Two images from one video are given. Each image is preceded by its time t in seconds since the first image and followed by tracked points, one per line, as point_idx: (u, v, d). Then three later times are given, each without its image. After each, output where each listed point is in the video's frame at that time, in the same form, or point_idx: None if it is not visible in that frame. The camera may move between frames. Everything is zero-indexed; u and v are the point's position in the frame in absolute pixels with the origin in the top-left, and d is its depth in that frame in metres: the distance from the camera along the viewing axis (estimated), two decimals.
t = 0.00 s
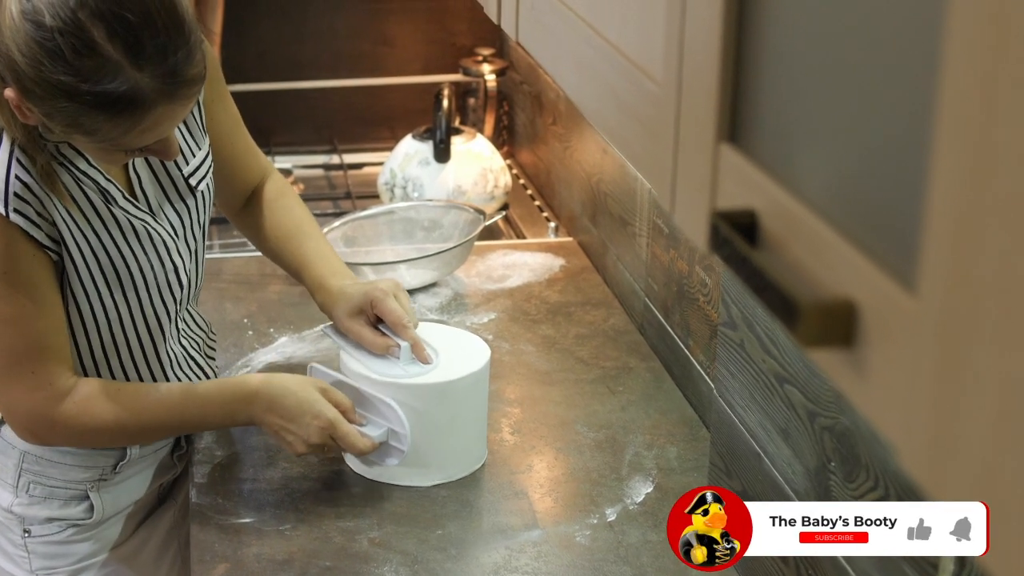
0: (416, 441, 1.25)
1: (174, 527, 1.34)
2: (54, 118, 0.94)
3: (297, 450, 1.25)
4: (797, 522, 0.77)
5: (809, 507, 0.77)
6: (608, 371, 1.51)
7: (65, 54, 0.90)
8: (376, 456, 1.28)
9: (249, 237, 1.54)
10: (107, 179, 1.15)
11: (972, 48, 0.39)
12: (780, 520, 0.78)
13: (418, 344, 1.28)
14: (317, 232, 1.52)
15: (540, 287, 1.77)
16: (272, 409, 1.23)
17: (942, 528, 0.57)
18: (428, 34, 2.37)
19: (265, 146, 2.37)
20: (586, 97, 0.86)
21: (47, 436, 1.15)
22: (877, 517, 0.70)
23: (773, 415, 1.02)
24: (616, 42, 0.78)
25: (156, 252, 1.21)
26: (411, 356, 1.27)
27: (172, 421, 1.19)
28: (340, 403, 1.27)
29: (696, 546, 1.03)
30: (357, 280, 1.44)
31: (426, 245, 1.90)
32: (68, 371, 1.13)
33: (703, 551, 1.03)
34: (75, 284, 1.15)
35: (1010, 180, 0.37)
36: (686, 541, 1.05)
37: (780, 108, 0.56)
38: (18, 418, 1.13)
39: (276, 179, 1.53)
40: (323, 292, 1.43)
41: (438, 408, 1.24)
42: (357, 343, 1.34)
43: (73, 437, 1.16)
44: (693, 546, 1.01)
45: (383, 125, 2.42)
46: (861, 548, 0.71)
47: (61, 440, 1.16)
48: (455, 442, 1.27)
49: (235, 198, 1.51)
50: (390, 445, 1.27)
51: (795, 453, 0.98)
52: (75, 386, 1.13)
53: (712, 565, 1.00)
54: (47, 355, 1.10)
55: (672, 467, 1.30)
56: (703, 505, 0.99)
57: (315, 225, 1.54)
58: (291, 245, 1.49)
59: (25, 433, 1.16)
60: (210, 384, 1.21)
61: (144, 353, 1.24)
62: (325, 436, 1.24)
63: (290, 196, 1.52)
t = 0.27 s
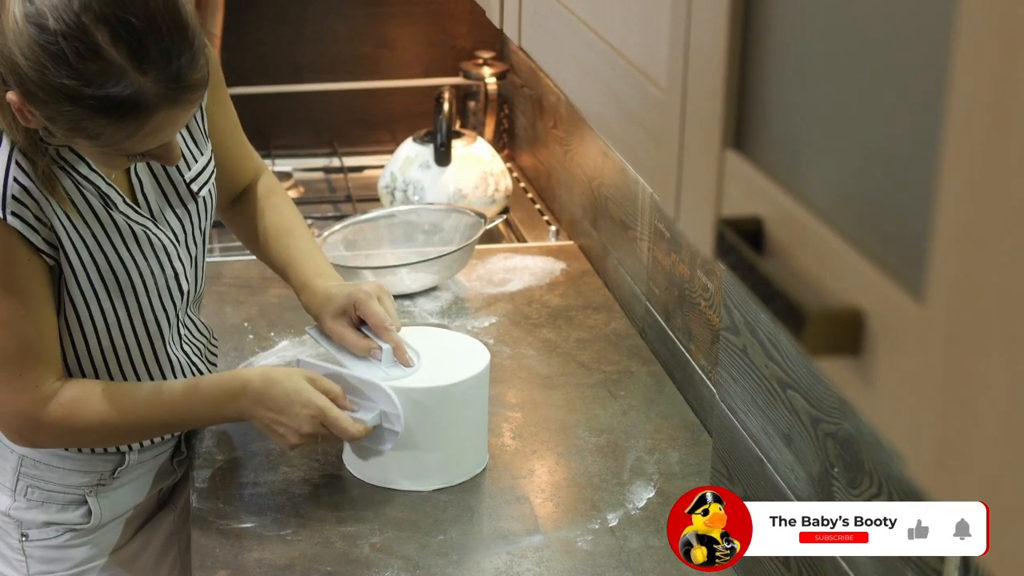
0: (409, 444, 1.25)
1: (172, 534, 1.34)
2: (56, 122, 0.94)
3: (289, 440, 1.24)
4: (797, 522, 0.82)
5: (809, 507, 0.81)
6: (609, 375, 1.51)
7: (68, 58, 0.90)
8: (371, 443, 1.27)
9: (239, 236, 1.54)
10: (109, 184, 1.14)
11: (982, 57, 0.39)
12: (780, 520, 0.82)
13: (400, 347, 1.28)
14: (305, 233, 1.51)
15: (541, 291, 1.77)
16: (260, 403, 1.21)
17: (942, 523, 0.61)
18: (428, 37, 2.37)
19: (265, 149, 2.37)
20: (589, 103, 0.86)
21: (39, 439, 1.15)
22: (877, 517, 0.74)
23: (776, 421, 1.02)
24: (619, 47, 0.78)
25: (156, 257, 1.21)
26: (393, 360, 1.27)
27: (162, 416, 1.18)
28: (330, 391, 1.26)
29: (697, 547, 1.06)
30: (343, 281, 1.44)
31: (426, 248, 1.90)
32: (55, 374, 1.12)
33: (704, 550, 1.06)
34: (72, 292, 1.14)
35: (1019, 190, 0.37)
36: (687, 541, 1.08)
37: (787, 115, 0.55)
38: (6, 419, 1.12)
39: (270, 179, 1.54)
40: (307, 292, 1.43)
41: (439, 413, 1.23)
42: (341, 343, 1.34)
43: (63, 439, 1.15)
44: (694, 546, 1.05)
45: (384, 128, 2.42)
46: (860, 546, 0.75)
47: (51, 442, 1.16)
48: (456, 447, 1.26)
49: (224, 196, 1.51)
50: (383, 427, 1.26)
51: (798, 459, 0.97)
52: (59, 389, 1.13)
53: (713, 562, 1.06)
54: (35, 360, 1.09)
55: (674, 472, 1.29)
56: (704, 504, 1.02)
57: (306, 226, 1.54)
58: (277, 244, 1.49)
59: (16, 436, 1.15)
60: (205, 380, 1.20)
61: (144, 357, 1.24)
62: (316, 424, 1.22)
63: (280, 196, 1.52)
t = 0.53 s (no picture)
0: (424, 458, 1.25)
1: (172, 539, 1.33)
2: (55, 124, 0.94)
3: (305, 477, 1.24)
4: (797, 522, 0.76)
5: (809, 507, 0.76)
6: (611, 380, 1.51)
7: (68, 60, 0.90)
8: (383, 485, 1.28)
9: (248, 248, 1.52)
10: (108, 188, 1.15)
11: (996, 64, 0.38)
12: (780, 521, 0.77)
13: (434, 353, 1.29)
14: (319, 243, 1.51)
15: (542, 295, 1.76)
16: (282, 438, 1.22)
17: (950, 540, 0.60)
18: (429, 40, 2.37)
19: (265, 152, 2.37)
20: (594, 108, 0.86)
21: (53, 449, 1.14)
22: (877, 516, 0.70)
23: (780, 427, 1.01)
24: (624, 52, 0.78)
25: (156, 261, 1.20)
26: (427, 364, 1.28)
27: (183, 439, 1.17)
28: (349, 430, 1.26)
29: (697, 547, 1.03)
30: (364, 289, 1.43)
31: (427, 252, 1.90)
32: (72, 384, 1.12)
33: (704, 551, 1.04)
34: (76, 293, 1.14)
35: None
36: (686, 541, 1.06)
37: (796, 122, 0.55)
38: (24, 429, 1.12)
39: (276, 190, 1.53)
40: (329, 302, 1.42)
41: (440, 417, 1.24)
42: (368, 352, 1.33)
43: (79, 451, 1.15)
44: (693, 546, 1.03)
45: (384, 131, 2.42)
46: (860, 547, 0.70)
47: (69, 454, 1.15)
48: (458, 452, 1.26)
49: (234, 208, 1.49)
50: (399, 471, 1.27)
51: (803, 465, 0.97)
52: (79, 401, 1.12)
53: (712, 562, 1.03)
54: (51, 370, 1.09)
55: (676, 477, 1.29)
56: (703, 505, 0.99)
57: (318, 235, 1.53)
58: (294, 257, 1.48)
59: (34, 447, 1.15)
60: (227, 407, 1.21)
61: (144, 362, 1.23)
62: (335, 465, 1.23)
63: (289, 206, 1.51)
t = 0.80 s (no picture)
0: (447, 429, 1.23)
1: (172, 541, 1.33)
2: (55, 128, 0.93)
3: (327, 451, 1.23)
4: (797, 522, 0.73)
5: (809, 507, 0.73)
6: (613, 382, 1.50)
7: (69, 64, 0.89)
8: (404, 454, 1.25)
9: (258, 254, 1.52)
10: (106, 191, 1.14)
11: (1013, 69, 0.38)
12: (780, 520, 0.74)
13: (435, 361, 1.26)
14: (326, 249, 1.50)
15: (544, 297, 1.76)
16: (297, 412, 1.21)
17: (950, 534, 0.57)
18: (430, 41, 2.36)
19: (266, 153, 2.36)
20: (599, 110, 0.85)
21: (69, 450, 1.14)
22: (878, 516, 0.66)
23: (785, 430, 1.01)
24: (630, 54, 0.78)
25: (154, 265, 1.20)
26: (427, 373, 1.25)
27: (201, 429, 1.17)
28: (367, 401, 1.24)
29: (697, 546, 1.02)
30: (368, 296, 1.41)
31: (429, 253, 1.89)
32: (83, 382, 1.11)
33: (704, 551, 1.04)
34: (78, 296, 1.13)
35: None
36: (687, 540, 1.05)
37: (806, 126, 0.55)
38: (39, 430, 1.11)
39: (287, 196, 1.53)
40: (333, 309, 1.40)
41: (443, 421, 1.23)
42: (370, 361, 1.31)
43: (94, 450, 1.14)
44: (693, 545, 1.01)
45: (385, 132, 2.41)
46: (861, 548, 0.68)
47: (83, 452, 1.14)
48: (460, 454, 1.25)
49: (244, 214, 1.50)
50: (423, 436, 1.24)
51: (808, 469, 0.96)
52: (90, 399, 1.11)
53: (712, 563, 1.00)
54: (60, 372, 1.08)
55: (679, 480, 1.29)
56: (703, 505, 0.99)
57: (325, 241, 1.52)
58: (301, 262, 1.47)
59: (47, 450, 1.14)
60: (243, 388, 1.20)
61: (144, 364, 1.23)
62: (355, 433, 1.21)
63: (298, 212, 1.51)
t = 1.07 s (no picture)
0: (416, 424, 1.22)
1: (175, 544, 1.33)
2: (58, 133, 0.93)
3: (284, 441, 1.23)
4: (797, 522, 0.75)
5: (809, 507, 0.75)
6: (616, 384, 1.50)
7: (70, 69, 0.89)
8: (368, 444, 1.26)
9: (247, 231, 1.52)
10: (111, 193, 1.13)
11: None
12: (780, 520, 0.76)
13: (401, 354, 1.27)
14: (314, 234, 1.50)
15: (546, 298, 1.75)
16: (253, 406, 1.20)
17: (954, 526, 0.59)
18: (430, 41, 2.36)
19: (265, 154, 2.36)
20: (604, 113, 0.85)
21: (29, 451, 1.13)
22: (877, 516, 0.67)
23: (790, 433, 1.00)
24: (636, 55, 0.77)
25: (160, 267, 1.19)
26: (393, 365, 1.26)
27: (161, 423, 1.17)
28: (324, 391, 1.24)
29: (696, 546, 1.04)
30: (348, 286, 1.42)
31: (430, 254, 1.89)
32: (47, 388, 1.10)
33: (704, 550, 1.05)
34: (72, 296, 1.13)
35: None
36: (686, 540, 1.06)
37: (818, 129, 0.54)
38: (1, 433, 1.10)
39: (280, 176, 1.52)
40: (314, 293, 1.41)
41: (447, 423, 1.22)
42: (341, 349, 1.33)
43: (63, 449, 1.14)
44: (693, 545, 1.03)
45: (385, 132, 2.41)
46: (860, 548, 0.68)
47: (43, 453, 1.14)
48: (463, 456, 1.25)
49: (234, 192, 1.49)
50: (381, 427, 1.24)
51: (813, 472, 0.96)
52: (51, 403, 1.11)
53: (712, 562, 1.03)
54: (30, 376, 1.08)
55: (683, 482, 1.28)
56: (704, 505, 0.99)
57: (314, 225, 1.52)
58: (286, 246, 1.47)
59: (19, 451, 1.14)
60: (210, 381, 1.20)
61: (147, 367, 1.23)
62: (310, 424, 1.21)
63: (290, 194, 1.50)
